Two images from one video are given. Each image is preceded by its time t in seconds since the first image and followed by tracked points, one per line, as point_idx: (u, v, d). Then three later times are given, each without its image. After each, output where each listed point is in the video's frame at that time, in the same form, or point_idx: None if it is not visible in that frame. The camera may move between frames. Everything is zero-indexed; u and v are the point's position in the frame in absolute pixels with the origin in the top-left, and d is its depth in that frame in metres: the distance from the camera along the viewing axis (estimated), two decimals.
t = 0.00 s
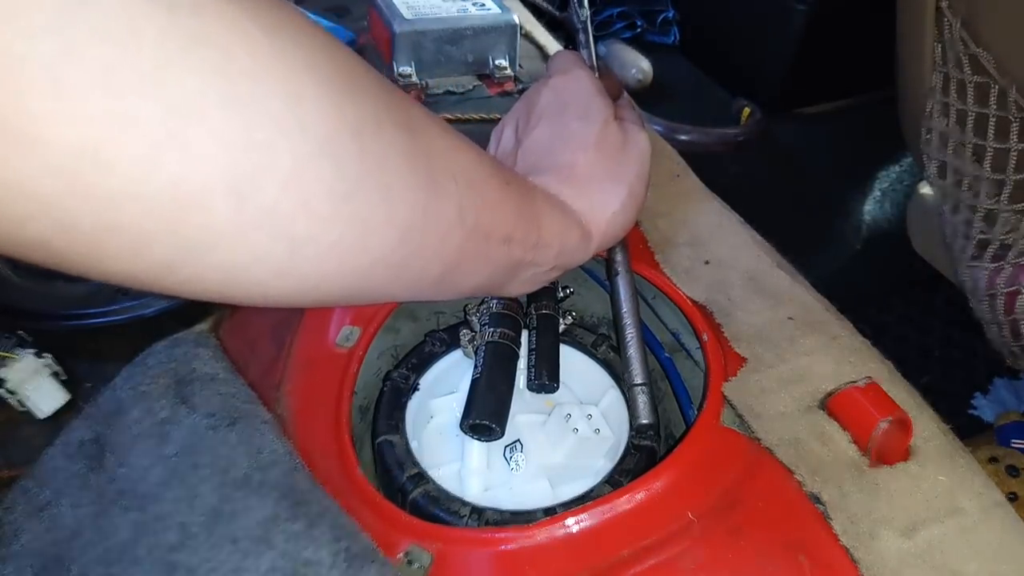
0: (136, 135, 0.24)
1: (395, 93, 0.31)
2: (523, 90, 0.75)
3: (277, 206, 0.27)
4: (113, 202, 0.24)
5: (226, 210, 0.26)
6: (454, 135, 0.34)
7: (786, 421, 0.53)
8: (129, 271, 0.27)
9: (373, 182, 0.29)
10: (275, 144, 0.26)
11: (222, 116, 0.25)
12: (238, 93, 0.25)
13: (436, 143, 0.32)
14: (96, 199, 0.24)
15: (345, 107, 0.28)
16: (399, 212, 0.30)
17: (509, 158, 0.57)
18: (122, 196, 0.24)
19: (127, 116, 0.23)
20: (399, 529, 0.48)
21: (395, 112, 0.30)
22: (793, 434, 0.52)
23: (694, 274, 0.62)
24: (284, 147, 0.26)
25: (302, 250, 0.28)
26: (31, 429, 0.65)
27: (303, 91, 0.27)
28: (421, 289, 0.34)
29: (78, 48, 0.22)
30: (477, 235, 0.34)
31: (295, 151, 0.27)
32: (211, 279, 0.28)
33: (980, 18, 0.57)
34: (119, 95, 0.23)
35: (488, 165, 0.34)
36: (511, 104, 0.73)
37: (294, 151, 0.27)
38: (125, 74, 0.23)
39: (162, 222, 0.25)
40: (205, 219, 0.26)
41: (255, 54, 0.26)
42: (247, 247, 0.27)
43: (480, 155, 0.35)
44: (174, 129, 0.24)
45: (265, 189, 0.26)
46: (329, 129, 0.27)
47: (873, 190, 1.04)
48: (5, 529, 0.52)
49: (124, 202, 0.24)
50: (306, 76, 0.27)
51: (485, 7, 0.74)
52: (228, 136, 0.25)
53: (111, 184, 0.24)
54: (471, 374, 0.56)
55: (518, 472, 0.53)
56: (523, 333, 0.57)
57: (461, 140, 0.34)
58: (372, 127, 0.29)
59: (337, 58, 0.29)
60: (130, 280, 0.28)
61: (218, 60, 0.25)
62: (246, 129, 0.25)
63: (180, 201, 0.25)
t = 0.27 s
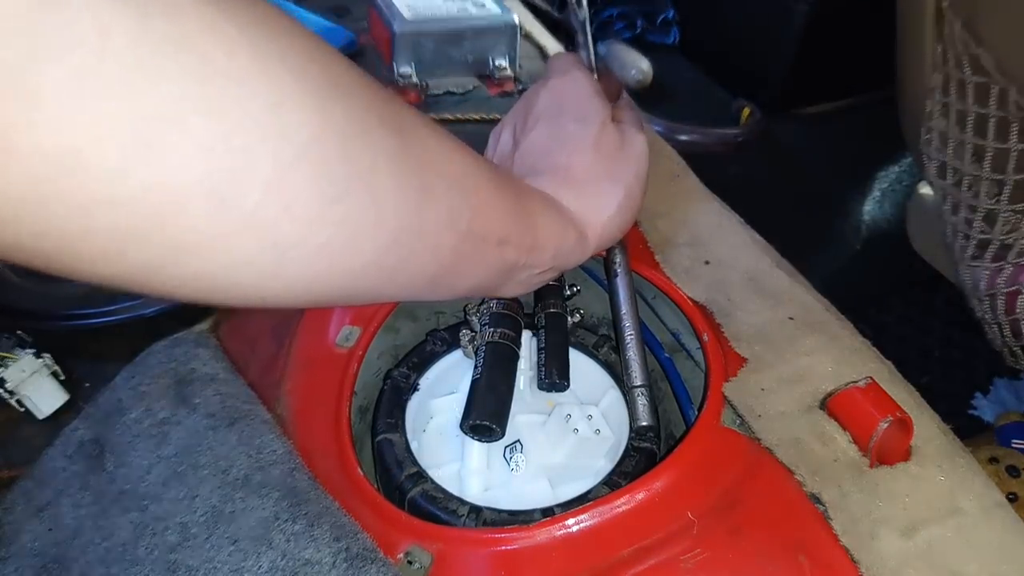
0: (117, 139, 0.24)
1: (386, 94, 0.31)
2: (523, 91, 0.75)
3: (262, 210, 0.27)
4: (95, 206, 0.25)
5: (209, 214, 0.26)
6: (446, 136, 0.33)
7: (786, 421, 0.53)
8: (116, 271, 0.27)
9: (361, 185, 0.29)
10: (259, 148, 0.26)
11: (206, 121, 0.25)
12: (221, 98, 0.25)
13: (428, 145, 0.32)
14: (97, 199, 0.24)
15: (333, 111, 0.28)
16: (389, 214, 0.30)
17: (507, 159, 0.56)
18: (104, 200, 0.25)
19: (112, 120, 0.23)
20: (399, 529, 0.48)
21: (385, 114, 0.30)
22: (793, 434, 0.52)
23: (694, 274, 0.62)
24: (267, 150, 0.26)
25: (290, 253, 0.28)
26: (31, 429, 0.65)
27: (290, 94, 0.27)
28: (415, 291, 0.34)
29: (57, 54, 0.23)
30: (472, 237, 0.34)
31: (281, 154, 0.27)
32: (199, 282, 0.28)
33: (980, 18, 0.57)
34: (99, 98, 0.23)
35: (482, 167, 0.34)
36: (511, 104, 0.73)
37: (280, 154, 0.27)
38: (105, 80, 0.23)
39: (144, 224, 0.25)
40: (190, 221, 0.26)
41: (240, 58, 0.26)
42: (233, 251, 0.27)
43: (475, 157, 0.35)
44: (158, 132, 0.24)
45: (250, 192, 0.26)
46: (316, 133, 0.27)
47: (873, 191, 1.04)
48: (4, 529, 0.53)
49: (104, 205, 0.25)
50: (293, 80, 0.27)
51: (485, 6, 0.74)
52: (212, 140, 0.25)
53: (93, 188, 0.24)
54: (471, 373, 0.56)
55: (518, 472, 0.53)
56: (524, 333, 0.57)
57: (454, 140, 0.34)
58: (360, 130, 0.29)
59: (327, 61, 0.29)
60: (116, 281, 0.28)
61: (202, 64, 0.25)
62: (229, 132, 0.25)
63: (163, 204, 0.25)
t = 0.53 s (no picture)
0: (109, 138, 0.24)
1: (385, 94, 0.31)
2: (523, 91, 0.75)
3: (255, 209, 0.27)
4: (87, 204, 0.25)
5: (202, 213, 0.26)
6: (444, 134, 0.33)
7: (786, 421, 0.53)
8: (110, 269, 0.27)
9: (357, 185, 0.29)
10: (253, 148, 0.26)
11: (199, 120, 0.25)
12: (214, 97, 0.25)
13: (425, 144, 0.32)
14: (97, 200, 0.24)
15: (329, 111, 0.28)
16: (385, 214, 0.30)
17: (509, 159, 0.56)
18: (101, 202, 0.25)
19: (109, 122, 0.23)
20: (399, 529, 0.48)
21: (383, 114, 0.30)
22: (793, 434, 0.52)
23: (694, 274, 0.62)
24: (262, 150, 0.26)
25: (284, 252, 0.28)
26: (31, 429, 0.65)
27: (285, 94, 0.27)
28: (412, 290, 0.34)
29: (49, 52, 0.23)
30: (471, 237, 0.34)
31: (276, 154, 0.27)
32: (193, 280, 0.28)
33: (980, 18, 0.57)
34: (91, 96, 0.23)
35: (480, 166, 0.34)
36: (511, 104, 0.73)
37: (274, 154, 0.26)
38: (101, 82, 0.23)
39: (135, 223, 0.25)
40: (182, 221, 0.26)
41: (235, 58, 0.26)
42: (230, 253, 0.27)
43: (473, 157, 0.35)
44: (150, 131, 0.24)
45: (244, 192, 0.26)
46: (311, 133, 0.27)
47: (873, 190, 1.04)
48: (4, 528, 0.53)
49: (96, 203, 0.25)
50: (289, 80, 0.27)
51: (485, 7, 0.74)
52: (205, 139, 0.25)
53: (86, 186, 0.24)
54: (471, 373, 0.56)
55: (518, 472, 0.53)
56: (523, 333, 0.57)
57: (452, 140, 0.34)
58: (357, 129, 0.29)
59: (324, 61, 0.29)
60: (110, 279, 0.28)
61: (195, 64, 0.25)
62: (223, 132, 0.25)
63: (156, 203, 0.25)
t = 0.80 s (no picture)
0: (101, 149, 0.24)
1: (381, 97, 0.31)
2: (523, 91, 0.75)
3: (248, 217, 0.27)
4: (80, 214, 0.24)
5: (194, 222, 0.26)
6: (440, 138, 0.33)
7: (786, 421, 0.53)
8: (103, 277, 0.27)
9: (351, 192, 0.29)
10: (245, 157, 0.26)
11: (191, 130, 0.25)
12: (206, 107, 0.25)
13: (421, 150, 0.31)
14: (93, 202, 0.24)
15: (322, 118, 0.28)
16: (380, 222, 0.30)
17: (510, 161, 0.57)
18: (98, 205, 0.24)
19: (100, 125, 0.23)
20: (398, 529, 0.48)
21: (378, 118, 0.30)
22: (793, 434, 0.52)
23: (693, 274, 0.62)
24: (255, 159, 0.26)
25: (277, 260, 0.28)
26: (31, 430, 0.65)
27: (278, 100, 0.27)
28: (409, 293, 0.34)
29: (40, 63, 0.23)
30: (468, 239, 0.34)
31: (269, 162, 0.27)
32: (187, 289, 0.28)
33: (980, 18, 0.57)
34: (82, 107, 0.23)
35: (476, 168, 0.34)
36: (511, 104, 0.73)
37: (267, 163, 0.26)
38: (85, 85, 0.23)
39: (127, 233, 0.25)
40: (174, 230, 0.26)
41: (227, 67, 0.26)
42: (225, 255, 0.27)
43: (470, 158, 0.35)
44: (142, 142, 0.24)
45: (236, 201, 0.26)
46: (304, 140, 0.27)
47: (873, 190, 1.04)
48: (4, 529, 0.53)
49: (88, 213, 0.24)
50: (282, 88, 0.27)
51: (485, 6, 0.74)
52: (197, 149, 0.25)
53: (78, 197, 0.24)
54: (471, 373, 0.56)
55: (518, 472, 0.53)
56: (524, 334, 0.57)
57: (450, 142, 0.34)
58: (351, 136, 0.29)
59: (319, 67, 0.28)
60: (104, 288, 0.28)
61: (187, 74, 0.25)
62: (214, 142, 0.25)
63: (148, 212, 0.25)
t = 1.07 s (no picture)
0: (88, 155, 0.24)
1: (373, 102, 0.31)
2: (523, 91, 0.75)
3: (237, 222, 0.27)
4: (68, 220, 0.24)
5: (183, 227, 0.26)
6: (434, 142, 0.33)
7: (786, 421, 0.53)
8: (93, 282, 0.27)
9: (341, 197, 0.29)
10: (234, 163, 0.26)
11: (179, 137, 0.25)
12: (195, 113, 0.25)
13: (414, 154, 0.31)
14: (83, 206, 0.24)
15: (312, 123, 0.28)
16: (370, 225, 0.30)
17: (510, 161, 0.57)
18: (88, 210, 0.24)
19: (90, 129, 0.23)
20: (399, 529, 0.48)
21: (371, 122, 0.30)
22: (793, 434, 0.52)
23: (693, 274, 0.62)
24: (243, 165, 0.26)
25: (266, 266, 0.28)
26: (32, 430, 0.65)
27: (265, 105, 0.27)
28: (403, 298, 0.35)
29: (27, 70, 0.23)
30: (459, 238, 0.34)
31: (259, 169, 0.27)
32: (177, 294, 0.28)
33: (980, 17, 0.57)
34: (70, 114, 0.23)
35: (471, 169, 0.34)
36: (511, 104, 0.73)
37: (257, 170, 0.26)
38: (72, 88, 0.23)
39: (118, 237, 0.25)
40: (164, 234, 0.26)
41: (216, 71, 0.26)
42: (216, 260, 0.27)
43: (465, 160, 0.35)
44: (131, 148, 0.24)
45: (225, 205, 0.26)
46: (292, 146, 0.27)
47: (873, 191, 1.04)
48: (5, 528, 0.53)
49: (75, 220, 0.24)
50: (272, 93, 0.27)
51: (485, 7, 0.74)
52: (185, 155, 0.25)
53: (66, 202, 0.24)
54: (471, 373, 0.56)
55: (518, 473, 0.53)
56: (524, 334, 0.58)
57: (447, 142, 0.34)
58: (341, 143, 0.29)
59: (310, 71, 0.28)
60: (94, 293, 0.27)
61: (176, 81, 0.25)
62: (203, 147, 0.25)
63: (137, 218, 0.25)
